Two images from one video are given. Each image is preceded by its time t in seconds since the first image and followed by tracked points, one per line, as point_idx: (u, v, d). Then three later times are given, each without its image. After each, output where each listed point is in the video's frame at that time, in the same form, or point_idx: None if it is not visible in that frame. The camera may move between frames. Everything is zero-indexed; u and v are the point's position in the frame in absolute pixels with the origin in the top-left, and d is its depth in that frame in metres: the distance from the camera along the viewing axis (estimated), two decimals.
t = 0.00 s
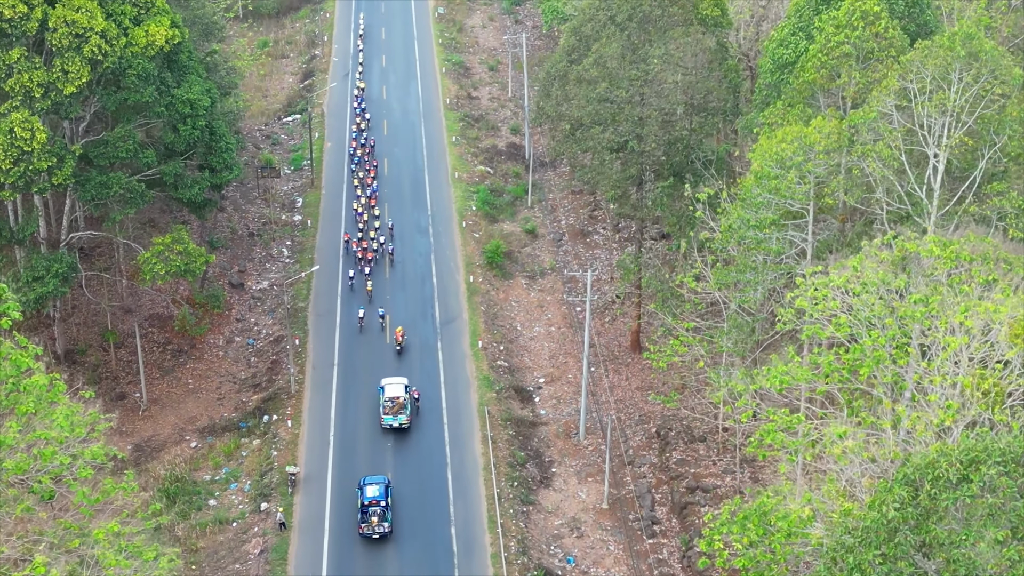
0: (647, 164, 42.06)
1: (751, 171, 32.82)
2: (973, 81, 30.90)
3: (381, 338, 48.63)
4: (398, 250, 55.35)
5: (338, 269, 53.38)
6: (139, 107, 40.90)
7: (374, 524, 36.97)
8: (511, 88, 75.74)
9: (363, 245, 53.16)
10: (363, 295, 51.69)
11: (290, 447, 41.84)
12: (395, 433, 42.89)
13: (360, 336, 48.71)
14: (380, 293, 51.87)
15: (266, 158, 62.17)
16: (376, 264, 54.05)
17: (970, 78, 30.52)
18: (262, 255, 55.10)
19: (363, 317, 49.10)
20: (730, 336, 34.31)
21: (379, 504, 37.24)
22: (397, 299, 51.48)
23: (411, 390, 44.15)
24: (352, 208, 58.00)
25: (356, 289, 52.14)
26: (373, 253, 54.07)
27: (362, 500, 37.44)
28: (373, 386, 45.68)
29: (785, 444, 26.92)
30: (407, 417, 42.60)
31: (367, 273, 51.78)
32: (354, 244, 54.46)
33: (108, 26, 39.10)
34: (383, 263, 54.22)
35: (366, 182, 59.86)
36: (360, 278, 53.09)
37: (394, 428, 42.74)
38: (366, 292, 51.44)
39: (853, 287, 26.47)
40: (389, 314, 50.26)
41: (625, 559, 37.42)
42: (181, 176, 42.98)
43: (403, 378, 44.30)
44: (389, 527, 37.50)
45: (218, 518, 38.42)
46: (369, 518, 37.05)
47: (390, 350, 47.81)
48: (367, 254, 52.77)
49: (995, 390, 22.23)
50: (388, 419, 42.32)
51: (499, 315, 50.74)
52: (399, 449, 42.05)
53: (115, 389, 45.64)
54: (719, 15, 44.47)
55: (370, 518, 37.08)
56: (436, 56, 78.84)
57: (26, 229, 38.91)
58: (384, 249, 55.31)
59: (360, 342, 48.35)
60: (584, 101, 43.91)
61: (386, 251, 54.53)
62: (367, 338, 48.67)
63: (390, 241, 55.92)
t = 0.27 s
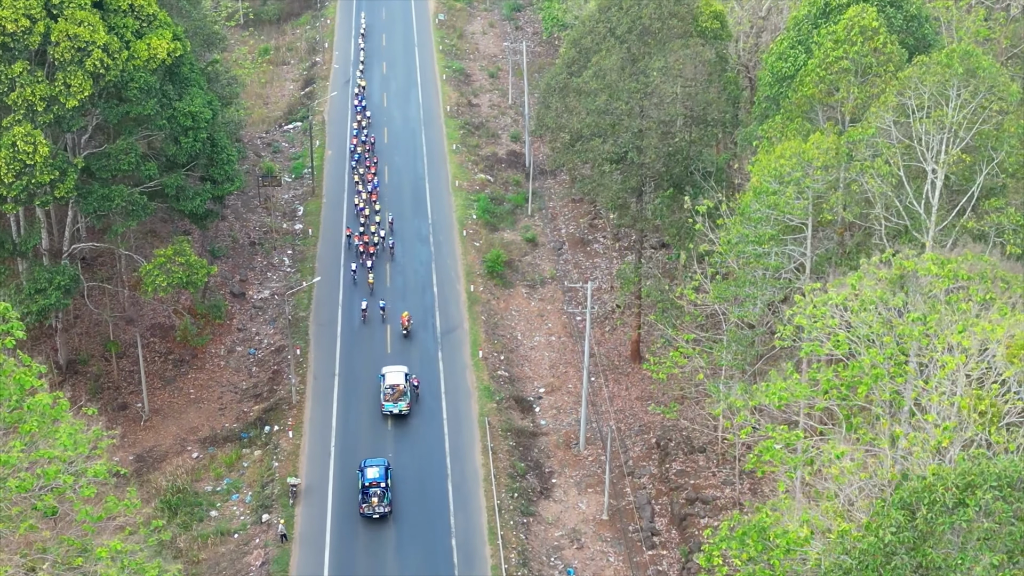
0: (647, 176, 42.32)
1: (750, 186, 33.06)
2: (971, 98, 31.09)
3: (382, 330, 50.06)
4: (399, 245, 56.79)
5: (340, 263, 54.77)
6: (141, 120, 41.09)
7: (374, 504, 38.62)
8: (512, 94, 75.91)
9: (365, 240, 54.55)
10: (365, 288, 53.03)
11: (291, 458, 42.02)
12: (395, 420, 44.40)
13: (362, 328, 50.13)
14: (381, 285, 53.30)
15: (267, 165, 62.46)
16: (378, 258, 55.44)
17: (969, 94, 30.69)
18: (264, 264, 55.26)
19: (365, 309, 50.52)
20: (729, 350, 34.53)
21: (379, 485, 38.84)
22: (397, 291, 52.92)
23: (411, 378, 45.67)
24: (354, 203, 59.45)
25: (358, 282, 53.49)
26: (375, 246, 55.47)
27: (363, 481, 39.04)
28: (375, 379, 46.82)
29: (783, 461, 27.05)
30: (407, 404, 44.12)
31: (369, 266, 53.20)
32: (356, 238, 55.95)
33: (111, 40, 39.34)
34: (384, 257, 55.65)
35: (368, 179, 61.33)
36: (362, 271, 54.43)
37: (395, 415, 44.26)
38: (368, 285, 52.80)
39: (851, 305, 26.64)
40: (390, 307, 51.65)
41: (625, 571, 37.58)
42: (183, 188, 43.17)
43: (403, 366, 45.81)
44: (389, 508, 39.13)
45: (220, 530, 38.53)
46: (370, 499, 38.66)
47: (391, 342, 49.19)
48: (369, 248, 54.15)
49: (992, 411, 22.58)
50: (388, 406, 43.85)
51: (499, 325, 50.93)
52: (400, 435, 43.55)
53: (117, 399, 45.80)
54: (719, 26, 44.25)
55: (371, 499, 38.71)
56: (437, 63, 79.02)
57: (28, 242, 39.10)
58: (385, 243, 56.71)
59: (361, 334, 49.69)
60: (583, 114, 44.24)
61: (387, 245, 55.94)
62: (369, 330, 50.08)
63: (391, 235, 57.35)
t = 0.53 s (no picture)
0: (647, 188, 42.43)
1: (750, 201, 33.19)
2: (969, 115, 31.32)
3: (383, 320, 51.57)
4: (398, 238, 58.29)
5: (342, 257, 56.29)
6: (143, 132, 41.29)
7: (374, 486, 40.26)
8: (512, 101, 76.06)
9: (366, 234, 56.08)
10: (366, 281, 54.53)
11: (292, 469, 42.20)
12: (394, 407, 45.97)
13: (363, 318, 51.63)
14: (382, 278, 54.86)
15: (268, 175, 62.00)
16: (379, 252, 56.98)
17: (967, 112, 30.89)
18: (265, 273, 55.39)
19: (367, 301, 52.00)
20: (729, 364, 34.69)
21: (379, 468, 40.46)
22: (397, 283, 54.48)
23: (410, 366, 47.24)
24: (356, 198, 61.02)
25: (360, 275, 55.02)
26: (376, 240, 57.02)
27: (363, 464, 40.66)
28: (376, 376, 47.80)
29: (783, 477, 27.16)
30: (407, 391, 45.69)
31: (371, 259, 54.73)
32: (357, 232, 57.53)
33: (113, 53, 39.58)
34: (384, 251, 57.15)
35: (369, 175, 62.89)
36: (364, 265, 55.95)
37: (395, 402, 45.83)
38: (370, 278, 54.31)
39: (849, 323, 26.82)
40: (391, 299, 53.16)
41: None
42: (184, 200, 43.32)
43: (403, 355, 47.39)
44: (389, 489, 40.76)
45: (221, 541, 38.59)
46: (370, 480, 40.33)
47: (391, 334, 50.61)
48: (370, 242, 55.69)
49: (988, 430, 22.79)
50: (389, 393, 45.42)
51: (500, 334, 51.10)
52: (399, 421, 45.12)
53: (119, 409, 45.92)
54: (718, 38, 44.67)
55: (372, 481, 40.37)
56: (438, 70, 79.24)
57: (30, 254, 39.24)
58: (385, 237, 58.27)
59: (363, 325, 51.19)
60: (583, 125, 44.12)
61: (388, 239, 57.49)
62: (370, 321, 51.48)
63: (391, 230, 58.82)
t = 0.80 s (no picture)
0: (646, 200, 42.57)
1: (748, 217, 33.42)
2: (967, 130, 31.55)
3: (383, 311, 53.08)
4: (399, 233, 59.81)
5: (345, 251, 57.86)
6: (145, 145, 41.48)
7: (375, 469, 41.80)
8: (513, 108, 76.21)
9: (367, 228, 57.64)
10: (368, 274, 56.05)
11: (293, 480, 42.39)
12: (394, 395, 47.47)
13: (364, 310, 53.09)
14: (384, 271, 56.42)
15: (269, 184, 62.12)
16: (380, 246, 58.52)
17: (964, 128, 31.12)
18: (266, 282, 55.55)
19: (368, 293, 53.48)
20: (728, 378, 34.88)
21: (379, 452, 41.99)
22: (398, 275, 56.08)
23: (411, 356, 48.74)
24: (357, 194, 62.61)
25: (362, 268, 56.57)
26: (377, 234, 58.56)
27: (364, 448, 42.20)
28: (376, 381, 48.27)
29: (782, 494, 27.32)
30: (407, 379, 47.20)
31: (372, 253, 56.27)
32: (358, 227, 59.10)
33: (115, 66, 39.82)
34: (385, 244, 58.68)
35: (369, 171, 64.51)
36: (366, 258, 57.49)
37: (396, 390, 47.33)
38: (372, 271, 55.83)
39: (848, 341, 26.96)
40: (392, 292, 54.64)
41: None
42: (186, 212, 43.47)
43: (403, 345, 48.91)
44: (389, 473, 42.26)
45: (223, 552, 38.68)
46: (371, 463, 41.87)
47: (392, 325, 52.15)
48: (371, 236, 57.25)
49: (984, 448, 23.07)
50: (389, 381, 46.96)
51: (500, 344, 51.26)
52: (400, 408, 46.63)
53: (121, 420, 46.06)
54: (719, 51, 44.55)
55: (372, 464, 41.91)
56: (438, 77, 79.45)
57: (32, 267, 39.41)
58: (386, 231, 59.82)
59: (365, 316, 52.68)
60: (583, 136, 44.19)
61: (388, 233, 59.04)
62: (371, 314, 52.89)
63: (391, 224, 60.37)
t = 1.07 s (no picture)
0: (646, 212, 42.72)
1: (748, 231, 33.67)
2: (965, 146, 31.81)
3: (384, 303, 54.63)
4: (399, 228, 61.31)
5: (346, 245, 59.42)
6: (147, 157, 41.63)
7: (375, 453, 43.35)
8: (513, 115, 76.39)
9: (368, 223, 59.24)
10: (370, 267, 57.58)
11: (294, 490, 42.56)
12: (395, 383, 48.99)
13: (366, 303, 54.58)
14: (384, 264, 57.95)
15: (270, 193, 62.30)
16: (381, 240, 60.10)
17: (962, 145, 31.36)
18: (267, 290, 55.70)
19: (370, 286, 54.99)
20: (728, 392, 35.07)
21: (379, 437, 43.61)
22: (399, 268, 57.67)
23: (410, 346, 50.33)
24: (358, 189, 64.20)
25: (364, 262, 58.17)
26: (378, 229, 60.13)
27: (364, 434, 43.83)
28: (377, 388, 48.64)
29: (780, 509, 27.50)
30: (407, 368, 48.76)
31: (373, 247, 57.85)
32: (360, 222, 60.70)
33: (117, 79, 39.98)
34: (386, 239, 60.23)
35: (369, 168, 66.11)
36: (368, 252, 59.08)
37: (396, 379, 48.83)
38: (373, 264, 57.37)
39: (846, 358, 27.10)
40: (392, 285, 56.11)
41: None
42: (188, 224, 43.63)
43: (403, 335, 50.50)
44: (388, 457, 43.79)
45: (224, 563, 38.81)
46: (371, 448, 43.45)
47: (392, 315, 53.72)
48: (372, 230, 58.86)
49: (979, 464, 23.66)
50: (389, 370, 48.54)
51: (501, 353, 51.44)
52: (400, 395, 48.17)
53: (123, 429, 46.19)
54: (718, 63, 44.84)
55: (372, 448, 43.51)
56: (439, 84, 79.63)
57: (35, 279, 39.58)
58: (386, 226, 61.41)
59: (366, 308, 54.18)
60: (583, 148, 44.35)
61: (388, 227, 60.63)
62: (373, 306, 54.38)
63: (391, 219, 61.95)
